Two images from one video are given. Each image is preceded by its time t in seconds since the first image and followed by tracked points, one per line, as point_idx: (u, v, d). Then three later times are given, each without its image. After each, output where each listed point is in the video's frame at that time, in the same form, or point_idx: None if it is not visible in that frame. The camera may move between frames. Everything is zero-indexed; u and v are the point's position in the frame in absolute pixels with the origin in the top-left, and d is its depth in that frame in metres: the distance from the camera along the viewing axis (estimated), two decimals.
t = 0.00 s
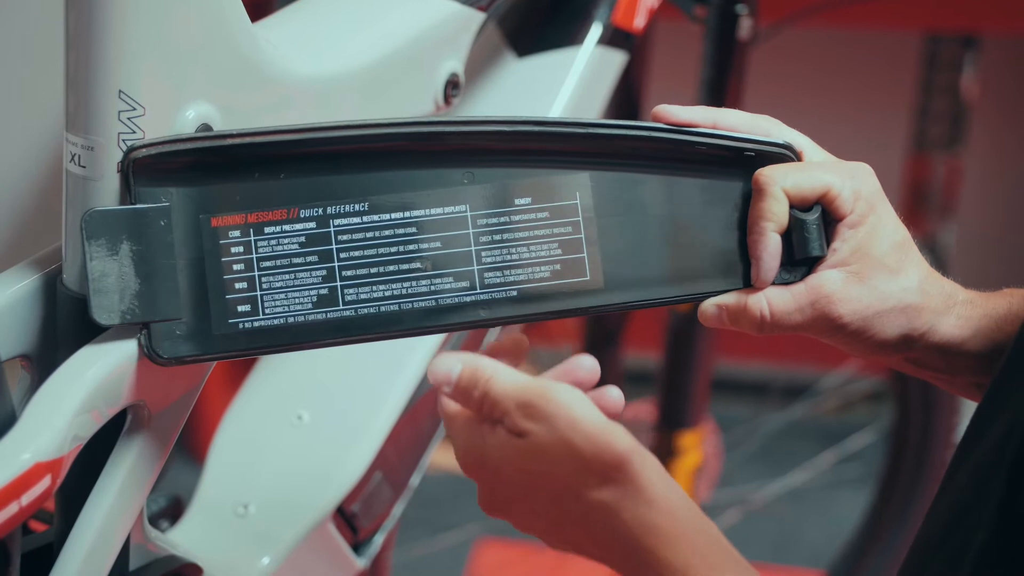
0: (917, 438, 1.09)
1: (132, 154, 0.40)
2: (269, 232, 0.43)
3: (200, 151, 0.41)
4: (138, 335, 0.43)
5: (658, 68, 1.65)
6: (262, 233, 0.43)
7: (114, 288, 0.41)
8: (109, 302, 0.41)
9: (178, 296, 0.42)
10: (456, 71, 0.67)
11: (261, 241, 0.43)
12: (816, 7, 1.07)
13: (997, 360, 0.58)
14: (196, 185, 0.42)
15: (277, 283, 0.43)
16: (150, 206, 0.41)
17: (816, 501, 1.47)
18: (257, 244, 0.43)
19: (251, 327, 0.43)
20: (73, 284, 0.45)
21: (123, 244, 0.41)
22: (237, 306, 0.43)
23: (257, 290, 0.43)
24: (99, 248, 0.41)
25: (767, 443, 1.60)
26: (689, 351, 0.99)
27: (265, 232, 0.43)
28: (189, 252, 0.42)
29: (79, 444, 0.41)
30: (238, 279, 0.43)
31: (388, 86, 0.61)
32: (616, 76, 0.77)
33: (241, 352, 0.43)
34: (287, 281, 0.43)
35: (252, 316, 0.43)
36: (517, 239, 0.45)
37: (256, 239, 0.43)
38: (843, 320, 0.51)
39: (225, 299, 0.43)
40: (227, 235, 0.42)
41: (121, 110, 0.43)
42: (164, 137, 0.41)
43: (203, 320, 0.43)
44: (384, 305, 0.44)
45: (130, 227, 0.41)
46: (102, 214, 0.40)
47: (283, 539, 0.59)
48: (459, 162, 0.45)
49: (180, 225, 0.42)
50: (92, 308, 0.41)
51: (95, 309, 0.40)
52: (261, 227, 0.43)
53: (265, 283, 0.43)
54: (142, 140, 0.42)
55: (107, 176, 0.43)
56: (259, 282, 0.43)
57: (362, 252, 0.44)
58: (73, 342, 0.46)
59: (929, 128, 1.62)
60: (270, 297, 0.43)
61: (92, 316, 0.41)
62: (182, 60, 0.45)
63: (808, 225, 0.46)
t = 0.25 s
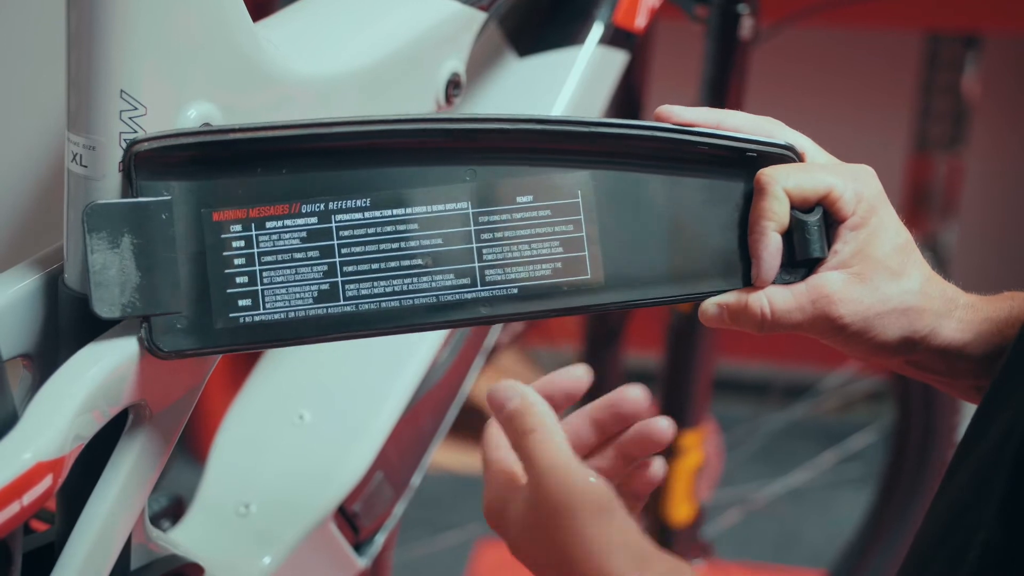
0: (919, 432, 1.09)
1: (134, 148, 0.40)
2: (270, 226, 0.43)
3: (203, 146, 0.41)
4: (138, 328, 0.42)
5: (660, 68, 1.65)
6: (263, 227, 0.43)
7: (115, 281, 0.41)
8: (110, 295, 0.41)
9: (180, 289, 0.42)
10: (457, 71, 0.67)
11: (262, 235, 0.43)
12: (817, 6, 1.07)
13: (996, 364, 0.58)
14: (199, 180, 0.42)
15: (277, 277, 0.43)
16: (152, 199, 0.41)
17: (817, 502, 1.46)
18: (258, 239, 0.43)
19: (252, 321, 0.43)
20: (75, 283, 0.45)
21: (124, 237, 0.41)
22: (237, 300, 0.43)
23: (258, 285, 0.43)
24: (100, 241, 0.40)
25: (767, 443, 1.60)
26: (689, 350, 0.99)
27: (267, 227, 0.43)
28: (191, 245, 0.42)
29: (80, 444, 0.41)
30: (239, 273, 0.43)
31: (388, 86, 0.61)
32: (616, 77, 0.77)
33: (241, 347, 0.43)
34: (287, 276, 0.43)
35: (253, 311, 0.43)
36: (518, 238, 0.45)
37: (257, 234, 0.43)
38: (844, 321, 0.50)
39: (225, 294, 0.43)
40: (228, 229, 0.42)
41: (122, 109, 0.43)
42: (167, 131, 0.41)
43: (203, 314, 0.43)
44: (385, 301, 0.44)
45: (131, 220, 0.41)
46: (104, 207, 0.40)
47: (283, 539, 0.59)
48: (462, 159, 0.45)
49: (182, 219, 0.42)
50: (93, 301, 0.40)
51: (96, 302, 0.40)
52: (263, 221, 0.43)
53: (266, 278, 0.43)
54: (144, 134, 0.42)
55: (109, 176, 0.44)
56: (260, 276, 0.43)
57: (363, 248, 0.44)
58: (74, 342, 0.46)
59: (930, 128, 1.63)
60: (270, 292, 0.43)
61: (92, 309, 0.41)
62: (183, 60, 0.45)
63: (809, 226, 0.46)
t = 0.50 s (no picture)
0: (919, 431, 1.09)
1: (142, 130, 0.40)
2: (276, 212, 0.43)
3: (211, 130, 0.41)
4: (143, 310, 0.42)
5: (660, 68, 1.65)
6: (269, 213, 0.43)
7: (120, 263, 0.41)
8: (114, 277, 0.41)
9: (184, 273, 0.42)
10: (459, 71, 0.67)
11: (268, 221, 0.43)
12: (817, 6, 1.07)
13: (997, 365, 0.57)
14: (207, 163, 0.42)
15: (282, 263, 0.43)
16: (159, 181, 0.41)
17: (817, 502, 1.46)
18: (264, 225, 0.43)
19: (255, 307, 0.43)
20: (76, 284, 0.45)
21: (130, 219, 0.40)
22: (241, 285, 0.43)
23: (262, 270, 0.43)
24: (106, 223, 0.40)
25: (768, 443, 1.60)
26: (689, 350, 0.99)
27: (273, 212, 0.43)
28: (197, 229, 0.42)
29: (81, 443, 0.41)
30: (244, 259, 0.43)
31: (390, 87, 0.61)
32: (617, 77, 0.77)
33: (244, 332, 0.43)
34: (292, 262, 0.43)
35: (257, 296, 0.43)
36: (524, 229, 0.45)
37: (263, 219, 0.43)
38: (848, 320, 0.49)
39: (230, 278, 0.43)
40: (234, 214, 0.42)
41: (124, 109, 0.43)
42: (174, 114, 0.40)
43: (208, 298, 0.43)
44: (389, 289, 0.44)
45: (137, 203, 0.41)
46: (110, 189, 0.40)
47: (284, 538, 0.59)
48: (469, 148, 0.45)
49: (188, 202, 0.42)
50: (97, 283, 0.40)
51: (100, 284, 0.40)
52: (269, 207, 0.43)
53: (271, 263, 0.43)
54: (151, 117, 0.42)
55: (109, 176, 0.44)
56: (264, 262, 0.43)
57: (368, 235, 0.44)
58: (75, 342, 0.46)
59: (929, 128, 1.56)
60: (275, 278, 0.43)
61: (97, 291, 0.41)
62: (184, 60, 0.45)
63: (816, 223, 0.46)
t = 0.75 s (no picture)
0: (920, 430, 1.09)
1: (143, 123, 0.40)
2: (278, 204, 0.43)
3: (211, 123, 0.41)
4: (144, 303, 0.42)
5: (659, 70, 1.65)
6: (271, 206, 0.43)
7: (121, 257, 0.41)
8: (116, 270, 0.40)
9: (186, 266, 0.42)
10: (459, 71, 0.67)
11: (269, 213, 0.43)
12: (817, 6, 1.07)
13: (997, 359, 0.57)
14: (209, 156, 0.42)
15: (284, 256, 0.43)
16: (160, 174, 0.41)
17: (817, 502, 1.46)
18: (266, 217, 0.43)
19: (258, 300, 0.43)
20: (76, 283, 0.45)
21: (132, 212, 0.40)
22: (244, 278, 0.43)
23: (264, 263, 0.43)
24: (108, 216, 0.40)
25: (768, 444, 1.60)
26: (689, 350, 0.99)
27: (274, 205, 0.43)
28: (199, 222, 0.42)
29: (81, 443, 0.41)
30: (246, 251, 0.43)
31: (390, 86, 0.61)
32: (617, 77, 0.77)
33: (246, 325, 0.43)
34: (294, 254, 0.43)
35: (260, 288, 0.43)
36: (526, 221, 0.45)
37: (265, 211, 0.43)
38: (849, 312, 0.49)
39: (232, 271, 0.43)
40: (236, 207, 0.43)
41: (124, 109, 0.44)
42: (175, 107, 0.40)
43: (210, 291, 0.43)
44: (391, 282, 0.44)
45: (139, 195, 0.41)
46: (112, 181, 0.40)
47: (283, 539, 0.59)
48: (470, 140, 0.45)
49: (190, 195, 0.42)
50: (100, 276, 0.40)
51: (103, 276, 0.40)
52: (271, 200, 0.43)
53: (273, 256, 0.43)
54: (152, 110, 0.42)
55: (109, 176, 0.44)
56: (266, 254, 0.43)
57: (370, 228, 0.44)
58: (75, 342, 0.46)
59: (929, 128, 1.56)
60: (277, 270, 0.43)
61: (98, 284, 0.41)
62: (185, 59, 0.45)
63: (817, 216, 0.46)
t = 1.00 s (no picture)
0: (920, 429, 1.09)
1: (144, 119, 0.40)
2: (278, 202, 0.43)
3: (211, 119, 0.41)
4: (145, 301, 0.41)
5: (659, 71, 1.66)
6: (271, 203, 0.43)
7: (122, 253, 0.40)
8: (117, 267, 0.40)
9: (186, 262, 0.42)
10: (460, 71, 0.67)
11: (270, 211, 0.43)
12: (817, 6, 1.07)
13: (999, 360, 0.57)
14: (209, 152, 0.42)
15: (285, 253, 0.43)
16: (161, 170, 0.41)
17: (817, 502, 1.46)
18: (266, 214, 0.43)
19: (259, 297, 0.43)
20: (77, 284, 0.45)
21: (133, 208, 0.40)
22: (245, 275, 0.43)
23: (265, 260, 0.43)
24: (108, 212, 0.40)
25: (768, 444, 1.60)
26: (689, 349, 0.99)
27: (275, 202, 0.43)
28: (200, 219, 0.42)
29: (81, 444, 0.41)
30: (247, 248, 0.43)
31: (390, 85, 0.61)
32: (617, 77, 0.77)
33: (247, 322, 0.43)
34: (295, 251, 0.43)
35: (260, 286, 0.43)
36: (527, 219, 0.45)
37: (265, 209, 0.43)
38: (851, 311, 0.49)
39: (233, 268, 0.43)
40: (237, 203, 0.42)
41: (123, 109, 0.44)
42: (177, 103, 0.40)
43: (210, 288, 0.43)
44: (392, 279, 0.44)
45: (140, 192, 0.40)
46: (113, 177, 0.40)
47: (283, 539, 0.59)
48: (471, 138, 0.45)
49: (191, 192, 0.42)
50: (101, 272, 0.40)
51: (104, 273, 0.40)
52: (272, 196, 0.43)
53: (274, 253, 0.43)
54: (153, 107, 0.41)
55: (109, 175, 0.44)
56: (267, 252, 0.43)
57: (371, 225, 0.44)
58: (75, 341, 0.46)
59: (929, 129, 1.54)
60: (278, 267, 0.43)
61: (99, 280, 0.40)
62: (184, 59, 0.45)
63: (819, 214, 0.46)
